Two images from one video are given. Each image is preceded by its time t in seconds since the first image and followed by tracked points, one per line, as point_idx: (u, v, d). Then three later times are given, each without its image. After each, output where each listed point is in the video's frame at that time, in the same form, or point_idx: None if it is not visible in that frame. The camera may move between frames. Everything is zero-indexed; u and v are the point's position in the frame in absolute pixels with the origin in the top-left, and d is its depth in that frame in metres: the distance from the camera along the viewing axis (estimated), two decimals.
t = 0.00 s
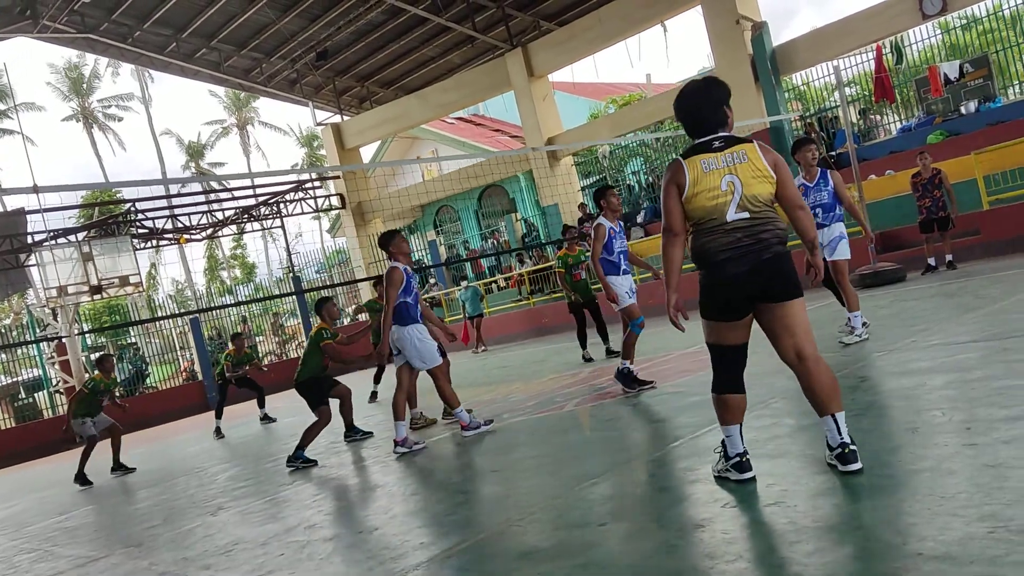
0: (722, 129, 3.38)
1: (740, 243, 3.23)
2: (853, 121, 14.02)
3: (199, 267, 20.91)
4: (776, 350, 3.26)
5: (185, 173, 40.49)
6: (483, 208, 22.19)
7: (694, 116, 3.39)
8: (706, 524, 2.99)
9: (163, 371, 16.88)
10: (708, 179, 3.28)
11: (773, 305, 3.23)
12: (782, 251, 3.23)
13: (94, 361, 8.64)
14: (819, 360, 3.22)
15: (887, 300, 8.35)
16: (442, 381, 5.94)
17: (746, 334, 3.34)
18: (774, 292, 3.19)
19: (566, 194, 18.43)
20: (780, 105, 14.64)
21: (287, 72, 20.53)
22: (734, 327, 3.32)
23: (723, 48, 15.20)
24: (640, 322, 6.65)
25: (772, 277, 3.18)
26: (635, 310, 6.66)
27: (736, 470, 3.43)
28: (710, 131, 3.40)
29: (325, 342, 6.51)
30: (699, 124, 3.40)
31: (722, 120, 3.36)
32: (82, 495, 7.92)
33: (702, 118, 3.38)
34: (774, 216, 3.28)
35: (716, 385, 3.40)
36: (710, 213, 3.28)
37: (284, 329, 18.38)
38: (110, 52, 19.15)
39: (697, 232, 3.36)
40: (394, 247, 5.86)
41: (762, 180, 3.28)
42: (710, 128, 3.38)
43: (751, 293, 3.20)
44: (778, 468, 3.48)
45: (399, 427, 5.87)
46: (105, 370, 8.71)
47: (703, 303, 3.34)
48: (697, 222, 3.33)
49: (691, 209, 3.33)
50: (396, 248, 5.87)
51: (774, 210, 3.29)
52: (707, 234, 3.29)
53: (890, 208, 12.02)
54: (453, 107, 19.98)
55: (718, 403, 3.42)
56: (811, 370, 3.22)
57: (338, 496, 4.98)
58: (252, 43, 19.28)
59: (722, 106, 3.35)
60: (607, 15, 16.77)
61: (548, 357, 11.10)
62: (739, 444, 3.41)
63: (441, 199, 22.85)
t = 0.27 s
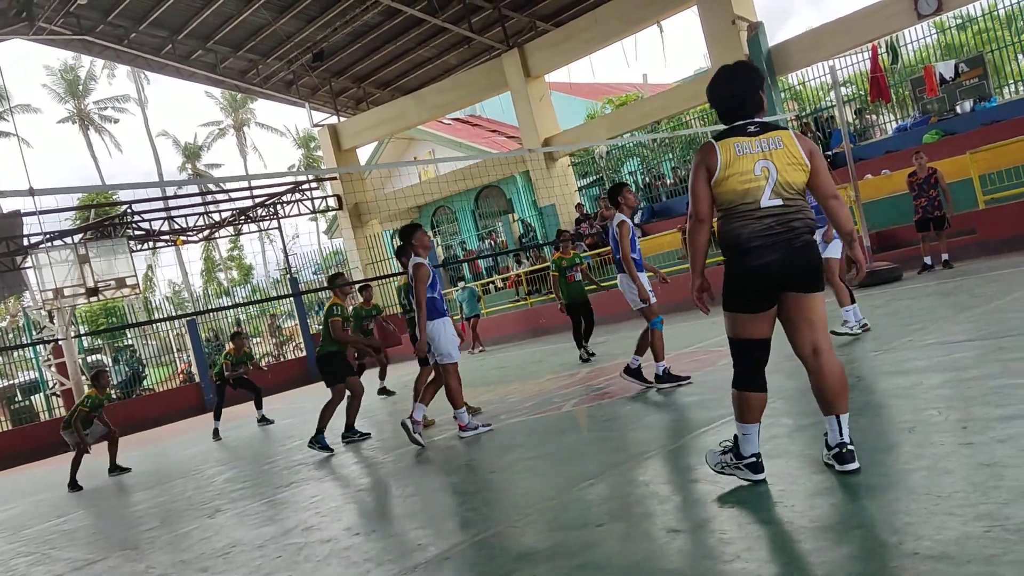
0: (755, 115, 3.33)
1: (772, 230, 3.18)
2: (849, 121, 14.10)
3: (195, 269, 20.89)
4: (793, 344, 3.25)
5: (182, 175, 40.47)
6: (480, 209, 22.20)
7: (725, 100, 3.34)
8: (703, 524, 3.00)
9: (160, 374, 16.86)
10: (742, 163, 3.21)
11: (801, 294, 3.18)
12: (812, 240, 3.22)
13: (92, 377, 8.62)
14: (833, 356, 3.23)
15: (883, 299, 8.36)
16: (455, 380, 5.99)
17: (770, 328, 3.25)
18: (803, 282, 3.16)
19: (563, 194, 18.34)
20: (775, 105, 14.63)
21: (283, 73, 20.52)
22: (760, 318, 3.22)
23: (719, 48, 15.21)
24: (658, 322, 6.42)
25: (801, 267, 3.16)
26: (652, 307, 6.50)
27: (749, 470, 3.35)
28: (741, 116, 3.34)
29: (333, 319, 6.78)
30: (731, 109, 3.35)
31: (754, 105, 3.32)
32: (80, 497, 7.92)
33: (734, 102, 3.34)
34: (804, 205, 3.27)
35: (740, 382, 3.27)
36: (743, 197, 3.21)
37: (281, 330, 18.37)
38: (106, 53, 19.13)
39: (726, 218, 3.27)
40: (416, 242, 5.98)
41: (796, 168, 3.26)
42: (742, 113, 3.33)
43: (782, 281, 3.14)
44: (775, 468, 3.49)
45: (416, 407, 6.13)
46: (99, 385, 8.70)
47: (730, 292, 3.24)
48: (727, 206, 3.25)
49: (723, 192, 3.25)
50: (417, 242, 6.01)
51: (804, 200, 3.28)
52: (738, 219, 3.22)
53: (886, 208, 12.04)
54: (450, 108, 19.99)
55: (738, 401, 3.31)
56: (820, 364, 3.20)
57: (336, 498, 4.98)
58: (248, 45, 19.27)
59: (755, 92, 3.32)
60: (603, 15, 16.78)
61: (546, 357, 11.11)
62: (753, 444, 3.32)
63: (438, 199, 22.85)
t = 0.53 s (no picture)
0: (777, 105, 3.22)
1: (797, 223, 3.09)
2: (847, 121, 14.07)
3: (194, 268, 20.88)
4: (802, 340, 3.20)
5: (180, 174, 40.45)
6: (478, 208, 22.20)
7: (747, 87, 3.19)
8: (702, 524, 3.00)
9: (158, 373, 16.85)
10: (770, 153, 3.10)
11: (824, 287, 3.11)
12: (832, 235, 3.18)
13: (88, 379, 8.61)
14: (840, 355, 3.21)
15: (882, 299, 8.36)
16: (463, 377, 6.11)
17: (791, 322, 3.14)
18: (825, 276, 3.10)
19: (561, 193, 18.34)
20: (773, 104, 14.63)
21: (282, 73, 20.50)
22: (783, 312, 3.11)
23: (718, 47, 15.21)
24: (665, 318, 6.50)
25: (824, 260, 3.09)
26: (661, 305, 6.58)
27: (834, 455, 3.05)
28: (763, 104, 3.21)
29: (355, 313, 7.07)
30: (753, 98, 3.21)
31: (777, 94, 3.20)
32: (79, 497, 7.91)
33: (756, 90, 3.19)
34: (824, 200, 3.22)
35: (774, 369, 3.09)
36: (769, 188, 3.09)
37: (280, 330, 18.37)
38: (104, 53, 19.09)
39: (749, 209, 3.14)
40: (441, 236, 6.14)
41: (820, 162, 3.21)
42: (764, 102, 3.20)
43: (808, 275, 3.07)
44: (773, 468, 3.49)
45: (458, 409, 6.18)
46: (95, 389, 8.74)
47: (752, 286, 3.11)
48: (752, 197, 3.12)
49: (748, 183, 3.11)
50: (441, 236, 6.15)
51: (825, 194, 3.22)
52: (764, 211, 3.10)
53: (885, 208, 12.03)
54: (449, 108, 19.99)
55: (783, 387, 3.10)
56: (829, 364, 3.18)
57: (334, 497, 4.97)
58: (247, 44, 19.26)
59: (779, 81, 3.20)
60: (602, 15, 16.77)
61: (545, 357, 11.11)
62: (827, 428, 3.06)
63: (437, 199, 22.84)
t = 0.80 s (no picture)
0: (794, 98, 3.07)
1: (827, 218, 2.95)
2: (848, 121, 14.01)
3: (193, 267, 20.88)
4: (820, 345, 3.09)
5: (179, 172, 40.44)
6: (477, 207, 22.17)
7: (762, 81, 3.02)
8: (700, 524, 2.99)
9: (156, 371, 16.84)
10: (795, 147, 2.96)
11: (852, 285, 2.99)
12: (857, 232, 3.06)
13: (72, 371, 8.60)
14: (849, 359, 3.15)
15: (881, 300, 8.36)
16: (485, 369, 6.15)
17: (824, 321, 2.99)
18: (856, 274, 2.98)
19: (560, 192, 18.36)
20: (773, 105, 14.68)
21: (281, 71, 20.49)
22: (817, 310, 2.95)
23: (718, 47, 15.19)
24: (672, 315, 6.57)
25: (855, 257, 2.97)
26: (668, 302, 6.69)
27: (894, 449, 2.77)
28: (780, 98, 3.04)
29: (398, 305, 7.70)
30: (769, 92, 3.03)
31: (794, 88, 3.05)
32: (76, 495, 7.90)
33: (771, 83, 3.02)
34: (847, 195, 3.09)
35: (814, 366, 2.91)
36: (797, 183, 2.94)
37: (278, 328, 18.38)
38: (104, 51, 19.05)
39: (776, 206, 2.96)
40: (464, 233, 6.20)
41: (840, 156, 3.08)
42: (781, 95, 3.04)
43: (840, 274, 2.93)
44: (772, 468, 3.49)
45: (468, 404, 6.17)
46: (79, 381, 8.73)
47: (784, 285, 2.94)
48: (780, 193, 2.95)
49: (774, 179, 2.94)
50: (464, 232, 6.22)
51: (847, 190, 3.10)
52: (794, 206, 2.94)
53: (884, 208, 12.09)
54: (448, 106, 19.97)
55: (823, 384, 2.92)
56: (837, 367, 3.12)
57: (333, 496, 4.97)
58: (246, 43, 19.24)
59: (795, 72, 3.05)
60: (602, 15, 16.78)
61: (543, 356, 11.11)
62: (879, 423, 2.83)
63: (436, 198, 22.83)
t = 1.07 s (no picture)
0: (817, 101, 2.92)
1: (868, 224, 2.78)
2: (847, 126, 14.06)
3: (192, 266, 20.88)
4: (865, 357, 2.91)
5: (179, 172, 40.44)
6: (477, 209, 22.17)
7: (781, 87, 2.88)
8: (698, 528, 3.00)
9: (154, 371, 16.82)
10: (828, 150, 2.80)
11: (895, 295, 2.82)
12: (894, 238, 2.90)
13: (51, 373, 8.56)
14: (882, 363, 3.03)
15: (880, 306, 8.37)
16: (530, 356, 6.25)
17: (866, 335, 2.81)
18: (898, 282, 2.81)
19: (560, 196, 18.35)
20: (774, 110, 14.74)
21: (283, 72, 20.50)
22: (860, 324, 2.76)
23: (720, 52, 15.21)
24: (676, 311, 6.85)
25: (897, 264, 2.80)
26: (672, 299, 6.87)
27: (926, 490, 2.70)
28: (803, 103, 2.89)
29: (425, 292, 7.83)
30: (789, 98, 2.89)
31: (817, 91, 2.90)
32: (74, 494, 7.89)
33: (791, 89, 2.88)
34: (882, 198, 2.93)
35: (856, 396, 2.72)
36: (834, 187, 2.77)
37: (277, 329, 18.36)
38: (105, 49, 19.03)
39: (812, 213, 2.78)
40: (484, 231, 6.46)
41: (872, 158, 2.92)
42: (803, 100, 2.89)
43: (885, 282, 2.75)
44: (770, 472, 3.49)
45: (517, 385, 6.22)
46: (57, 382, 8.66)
47: (827, 295, 2.74)
48: (816, 200, 2.77)
49: (810, 184, 2.77)
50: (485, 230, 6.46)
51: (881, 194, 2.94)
52: (833, 211, 2.76)
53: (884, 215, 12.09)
54: (448, 109, 19.98)
55: (869, 415, 2.72)
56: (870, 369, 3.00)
57: (331, 497, 4.97)
58: (248, 43, 19.25)
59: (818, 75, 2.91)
60: (603, 19, 16.80)
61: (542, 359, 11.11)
62: (921, 462, 2.70)
63: (436, 200, 22.83)
